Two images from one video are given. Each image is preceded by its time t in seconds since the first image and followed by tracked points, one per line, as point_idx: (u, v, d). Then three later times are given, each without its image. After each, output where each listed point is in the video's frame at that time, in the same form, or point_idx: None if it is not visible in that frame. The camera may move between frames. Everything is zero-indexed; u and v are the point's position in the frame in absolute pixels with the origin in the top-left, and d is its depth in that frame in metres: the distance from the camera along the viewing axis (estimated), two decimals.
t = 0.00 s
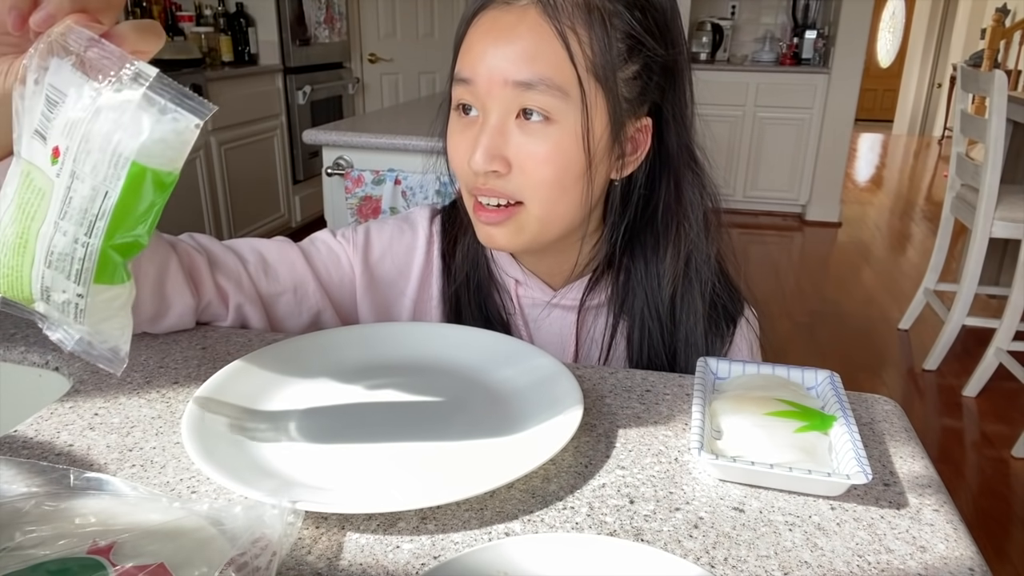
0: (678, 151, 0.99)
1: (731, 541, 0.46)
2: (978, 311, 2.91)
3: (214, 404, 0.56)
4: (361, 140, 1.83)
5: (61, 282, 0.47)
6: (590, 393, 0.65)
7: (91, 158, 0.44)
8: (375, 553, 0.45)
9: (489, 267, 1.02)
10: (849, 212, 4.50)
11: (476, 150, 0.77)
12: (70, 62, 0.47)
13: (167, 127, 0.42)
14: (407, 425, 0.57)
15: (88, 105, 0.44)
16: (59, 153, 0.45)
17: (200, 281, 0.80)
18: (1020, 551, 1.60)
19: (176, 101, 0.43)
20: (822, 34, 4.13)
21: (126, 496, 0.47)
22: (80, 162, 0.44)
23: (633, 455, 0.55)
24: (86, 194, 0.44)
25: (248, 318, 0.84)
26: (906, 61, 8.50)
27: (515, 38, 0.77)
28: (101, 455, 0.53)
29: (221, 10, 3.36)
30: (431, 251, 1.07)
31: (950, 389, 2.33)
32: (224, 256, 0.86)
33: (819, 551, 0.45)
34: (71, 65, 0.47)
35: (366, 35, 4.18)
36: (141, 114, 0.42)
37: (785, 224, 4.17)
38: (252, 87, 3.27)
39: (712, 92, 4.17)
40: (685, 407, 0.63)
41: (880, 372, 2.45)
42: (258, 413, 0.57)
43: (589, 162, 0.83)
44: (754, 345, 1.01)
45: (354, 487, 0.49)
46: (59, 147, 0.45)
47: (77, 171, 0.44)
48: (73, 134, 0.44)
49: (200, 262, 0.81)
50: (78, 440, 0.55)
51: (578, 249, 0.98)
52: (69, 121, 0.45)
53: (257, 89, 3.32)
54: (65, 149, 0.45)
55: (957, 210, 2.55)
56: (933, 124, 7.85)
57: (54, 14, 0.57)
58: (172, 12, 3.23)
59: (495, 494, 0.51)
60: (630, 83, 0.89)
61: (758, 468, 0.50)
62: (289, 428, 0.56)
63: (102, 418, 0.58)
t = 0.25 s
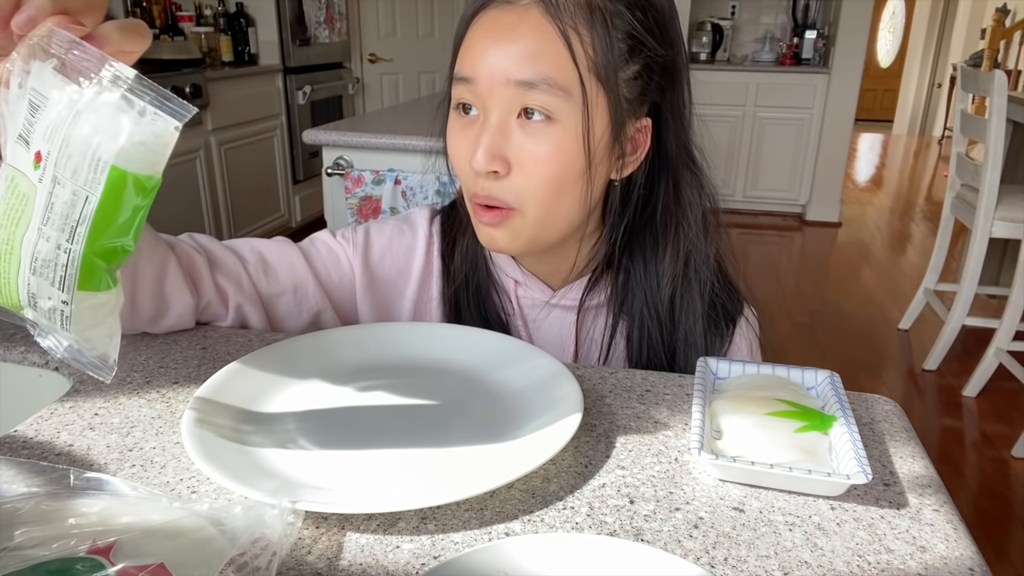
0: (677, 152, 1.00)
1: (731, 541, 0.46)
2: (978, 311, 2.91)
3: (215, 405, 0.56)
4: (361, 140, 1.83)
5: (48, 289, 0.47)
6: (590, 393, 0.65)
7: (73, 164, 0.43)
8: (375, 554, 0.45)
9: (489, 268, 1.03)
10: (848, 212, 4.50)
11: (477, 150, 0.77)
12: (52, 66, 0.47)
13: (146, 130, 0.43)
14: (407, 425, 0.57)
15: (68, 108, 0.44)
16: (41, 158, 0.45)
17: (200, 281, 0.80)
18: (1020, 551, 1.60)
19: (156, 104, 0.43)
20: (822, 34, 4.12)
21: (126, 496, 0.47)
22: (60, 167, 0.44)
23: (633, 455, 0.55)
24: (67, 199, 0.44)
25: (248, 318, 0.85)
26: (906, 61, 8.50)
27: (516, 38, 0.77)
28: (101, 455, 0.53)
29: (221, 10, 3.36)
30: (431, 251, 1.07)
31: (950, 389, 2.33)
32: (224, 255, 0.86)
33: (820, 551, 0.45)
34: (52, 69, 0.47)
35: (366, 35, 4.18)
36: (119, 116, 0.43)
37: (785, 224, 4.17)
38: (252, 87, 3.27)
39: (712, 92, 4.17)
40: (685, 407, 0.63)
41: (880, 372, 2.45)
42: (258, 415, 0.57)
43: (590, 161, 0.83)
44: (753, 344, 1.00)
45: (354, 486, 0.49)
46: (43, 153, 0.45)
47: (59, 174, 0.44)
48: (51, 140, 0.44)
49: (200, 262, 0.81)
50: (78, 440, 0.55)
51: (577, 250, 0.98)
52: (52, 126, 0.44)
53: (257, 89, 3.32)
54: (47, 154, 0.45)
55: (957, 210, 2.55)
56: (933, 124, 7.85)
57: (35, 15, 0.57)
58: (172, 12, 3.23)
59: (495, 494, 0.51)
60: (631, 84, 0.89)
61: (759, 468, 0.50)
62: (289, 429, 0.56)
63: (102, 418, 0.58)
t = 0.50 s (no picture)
0: (672, 148, 1.00)
1: (731, 541, 0.46)
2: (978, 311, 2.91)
3: (216, 405, 0.56)
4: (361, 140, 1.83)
5: (14, 285, 0.43)
6: (590, 393, 0.65)
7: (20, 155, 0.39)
8: (375, 553, 0.45)
9: (489, 268, 1.02)
10: (848, 212, 4.50)
11: (501, 157, 0.77)
12: None
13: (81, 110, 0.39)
14: (406, 425, 0.57)
15: None
16: None
17: (197, 280, 0.80)
18: (1020, 551, 1.60)
19: (84, 85, 0.40)
20: (822, 34, 4.12)
21: (126, 496, 0.47)
22: None
23: (633, 455, 0.55)
24: (13, 193, 0.40)
25: (247, 318, 0.85)
26: (906, 61, 8.50)
27: (539, 45, 0.77)
28: (101, 455, 0.53)
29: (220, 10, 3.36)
30: (430, 252, 1.07)
31: (950, 389, 2.33)
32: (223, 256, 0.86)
33: (819, 551, 0.45)
34: None
35: (366, 35, 4.18)
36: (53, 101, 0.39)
37: (785, 224, 4.17)
38: (252, 87, 3.27)
39: (712, 93, 4.17)
40: (685, 407, 0.63)
41: (880, 372, 2.45)
42: (259, 415, 0.57)
43: (610, 166, 0.83)
44: (753, 337, 1.01)
45: (354, 486, 0.49)
46: None
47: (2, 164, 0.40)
48: None
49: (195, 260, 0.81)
50: (78, 440, 0.55)
51: (579, 250, 0.98)
52: None
53: (257, 89, 3.32)
54: None
55: (957, 210, 2.55)
56: (933, 124, 7.86)
57: None
58: (172, 12, 3.23)
59: (495, 494, 0.51)
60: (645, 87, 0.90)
61: (759, 468, 0.50)
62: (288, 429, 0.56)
63: (102, 418, 0.58)
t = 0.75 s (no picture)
0: (671, 148, 1.00)
1: (731, 541, 0.46)
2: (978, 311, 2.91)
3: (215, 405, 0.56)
4: (360, 140, 1.83)
5: None
6: (590, 393, 0.65)
7: None
8: (375, 554, 0.45)
9: (489, 268, 1.02)
10: (848, 212, 4.50)
11: (500, 157, 0.77)
12: None
13: None
14: (407, 425, 0.57)
15: None
16: None
17: (195, 280, 0.79)
18: (1020, 551, 1.60)
19: None
20: (822, 34, 4.12)
21: (126, 496, 0.47)
22: None
23: (633, 455, 0.55)
24: None
25: (247, 318, 0.85)
26: (906, 61, 8.50)
27: (537, 44, 0.77)
28: (101, 455, 0.53)
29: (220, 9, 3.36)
30: (430, 251, 1.07)
31: (950, 389, 2.33)
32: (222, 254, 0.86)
33: (819, 551, 0.45)
34: None
35: (366, 35, 4.19)
36: None
37: (785, 224, 4.17)
38: (251, 87, 3.27)
39: (712, 93, 4.17)
40: (685, 407, 0.63)
41: (880, 372, 2.45)
42: (258, 416, 0.57)
43: (610, 165, 0.83)
44: (752, 337, 1.01)
45: (354, 486, 0.49)
46: None
47: None
48: None
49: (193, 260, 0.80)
50: (78, 440, 0.55)
51: (579, 251, 0.98)
52: None
53: (257, 89, 3.32)
54: None
55: (957, 210, 2.55)
56: (932, 124, 7.86)
57: None
58: (172, 12, 3.23)
59: (495, 494, 0.51)
60: (643, 87, 0.90)
61: (759, 468, 0.50)
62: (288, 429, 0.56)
63: (102, 418, 0.58)
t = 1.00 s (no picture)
0: (671, 150, 1.00)
1: (731, 541, 0.46)
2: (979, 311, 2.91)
3: (214, 405, 0.56)
4: (360, 140, 1.83)
5: None
6: (590, 393, 0.65)
7: None
8: (375, 553, 0.45)
9: (489, 268, 1.02)
10: (848, 212, 4.51)
11: (498, 158, 0.77)
12: None
13: None
14: (407, 425, 0.57)
15: None
16: None
17: (193, 281, 0.79)
18: (1020, 551, 1.60)
19: None
20: (822, 34, 4.12)
21: (126, 496, 0.47)
22: None
23: (633, 455, 0.55)
24: None
25: (247, 318, 0.85)
26: (906, 61, 8.50)
27: (534, 45, 0.77)
28: (101, 455, 0.53)
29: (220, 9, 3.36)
30: (429, 251, 1.07)
31: (950, 389, 2.33)
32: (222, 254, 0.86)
33: (819, 551, 0.45)
34: None
35: (366, 35, 4.19)
36: None
37: (785, 224, 4.17)
38: (251, 87, 3.27)
39: (712, 93, 4.17)
40: (685, 407, 0.62)
41: (880, 372, 2.45)
42: (258, 416, 0.57)
43: (606, 166, 0.83)
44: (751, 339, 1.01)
45: (354, 486, 0.49)
46: None
47: None
48: None
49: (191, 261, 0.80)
50: (78, 440, 0.55)
51: (579, 252, 0.98)
52: None
53: (256, 89, 3.32)
54: None
55: (957, 210, 2.55)
56: (933, 124, 7.86)
57: None
58: (172, 12, 3.23)
59: (495, 494, 0.51)
60: (641, 88, 0.90)
61: (759, 468, 0.50)
62: (288, 429, 0.56)
63: (102, 418, 0.58)
